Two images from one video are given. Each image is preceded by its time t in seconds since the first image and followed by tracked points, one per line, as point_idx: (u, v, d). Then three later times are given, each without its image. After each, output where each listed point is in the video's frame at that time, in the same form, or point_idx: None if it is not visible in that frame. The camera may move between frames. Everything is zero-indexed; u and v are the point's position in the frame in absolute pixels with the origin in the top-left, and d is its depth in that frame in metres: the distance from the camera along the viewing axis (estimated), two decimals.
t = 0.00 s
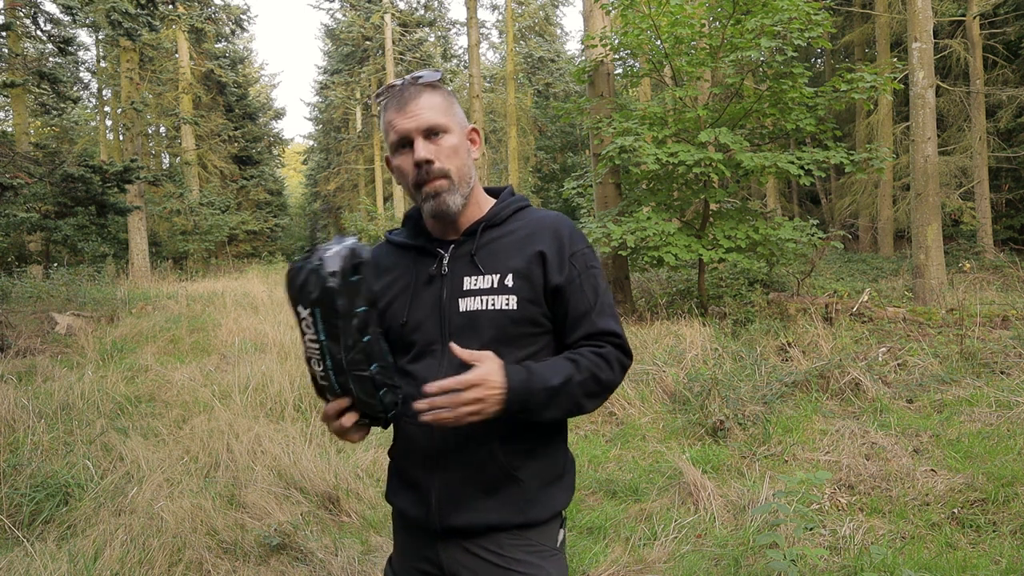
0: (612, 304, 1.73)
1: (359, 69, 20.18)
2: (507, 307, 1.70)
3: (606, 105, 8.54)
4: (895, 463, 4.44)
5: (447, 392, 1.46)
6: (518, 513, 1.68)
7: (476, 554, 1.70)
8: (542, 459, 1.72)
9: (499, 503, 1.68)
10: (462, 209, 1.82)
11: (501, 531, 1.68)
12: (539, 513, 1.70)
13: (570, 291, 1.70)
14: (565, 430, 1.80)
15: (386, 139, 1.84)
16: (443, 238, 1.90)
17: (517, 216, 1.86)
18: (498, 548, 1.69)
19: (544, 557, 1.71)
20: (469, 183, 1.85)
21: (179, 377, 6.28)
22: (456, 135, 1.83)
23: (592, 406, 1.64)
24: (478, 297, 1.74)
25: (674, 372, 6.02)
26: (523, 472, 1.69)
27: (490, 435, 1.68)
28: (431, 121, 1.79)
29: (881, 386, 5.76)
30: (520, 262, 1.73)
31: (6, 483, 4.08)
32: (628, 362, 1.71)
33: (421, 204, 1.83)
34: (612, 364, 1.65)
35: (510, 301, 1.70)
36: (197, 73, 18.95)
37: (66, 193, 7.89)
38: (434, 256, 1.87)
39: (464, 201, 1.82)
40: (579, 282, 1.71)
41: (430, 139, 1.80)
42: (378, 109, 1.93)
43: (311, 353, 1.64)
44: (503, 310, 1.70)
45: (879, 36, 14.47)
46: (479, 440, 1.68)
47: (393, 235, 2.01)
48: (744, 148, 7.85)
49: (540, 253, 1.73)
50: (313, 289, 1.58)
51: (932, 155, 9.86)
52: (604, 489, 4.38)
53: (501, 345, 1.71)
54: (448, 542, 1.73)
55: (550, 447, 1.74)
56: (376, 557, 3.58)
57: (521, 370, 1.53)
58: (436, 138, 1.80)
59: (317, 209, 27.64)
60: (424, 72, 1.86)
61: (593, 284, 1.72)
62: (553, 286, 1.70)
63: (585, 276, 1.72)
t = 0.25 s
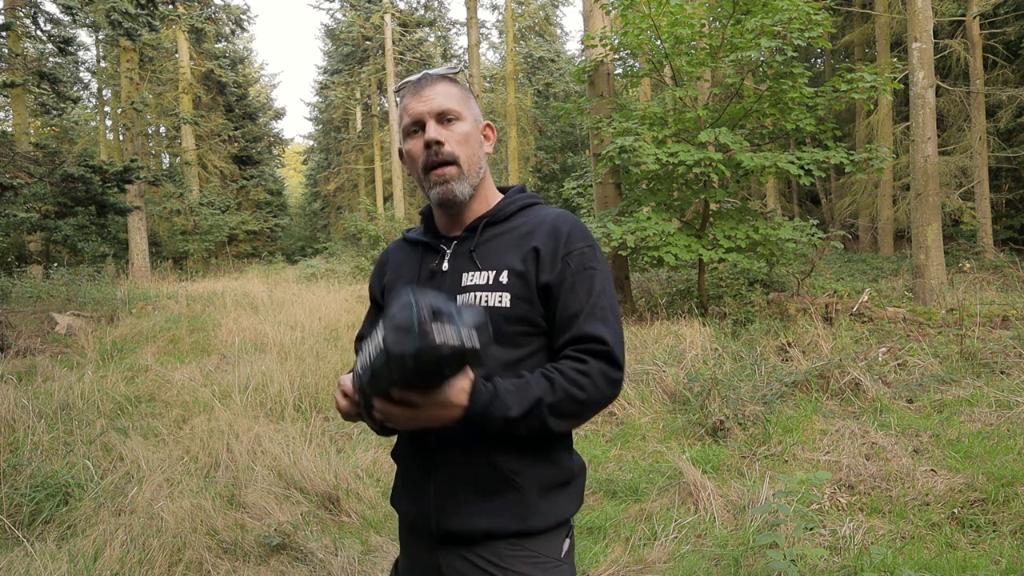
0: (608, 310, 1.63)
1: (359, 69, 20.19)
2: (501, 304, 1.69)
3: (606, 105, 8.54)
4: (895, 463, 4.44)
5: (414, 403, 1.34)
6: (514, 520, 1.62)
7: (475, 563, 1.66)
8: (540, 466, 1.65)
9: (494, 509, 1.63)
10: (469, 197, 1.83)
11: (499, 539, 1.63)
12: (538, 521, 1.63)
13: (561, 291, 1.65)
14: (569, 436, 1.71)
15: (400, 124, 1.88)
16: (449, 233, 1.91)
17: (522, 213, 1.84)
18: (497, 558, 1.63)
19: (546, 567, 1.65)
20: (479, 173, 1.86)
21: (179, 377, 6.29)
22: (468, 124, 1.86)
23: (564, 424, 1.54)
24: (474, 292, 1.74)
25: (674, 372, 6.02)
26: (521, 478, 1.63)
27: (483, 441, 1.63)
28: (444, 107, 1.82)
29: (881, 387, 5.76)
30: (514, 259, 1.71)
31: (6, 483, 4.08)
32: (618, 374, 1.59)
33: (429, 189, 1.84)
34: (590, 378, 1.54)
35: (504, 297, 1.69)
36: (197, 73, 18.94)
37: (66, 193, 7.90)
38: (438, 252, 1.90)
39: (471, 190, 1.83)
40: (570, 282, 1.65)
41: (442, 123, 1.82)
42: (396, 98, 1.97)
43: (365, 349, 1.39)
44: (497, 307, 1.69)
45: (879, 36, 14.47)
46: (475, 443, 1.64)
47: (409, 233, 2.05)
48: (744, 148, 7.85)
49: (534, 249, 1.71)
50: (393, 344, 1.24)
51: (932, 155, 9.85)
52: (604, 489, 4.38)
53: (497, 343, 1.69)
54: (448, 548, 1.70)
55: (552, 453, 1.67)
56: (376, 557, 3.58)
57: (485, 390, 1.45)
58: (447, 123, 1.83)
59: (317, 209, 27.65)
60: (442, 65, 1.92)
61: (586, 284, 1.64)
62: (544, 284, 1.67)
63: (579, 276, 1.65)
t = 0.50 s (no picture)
0: (619, 315, 1.69)
1: (359, 69, 20.18)
2: (506, 306, 1.68)
3: (606, 105, 8.54)
4: (895, 463, 4.44)
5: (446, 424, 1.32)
6: (516, 522, 1.63)
7: (476, 564, 1.66)
8: (545, 468, 1.66)
9: (497, 511, 1.63)
10: (470, 191, 1.83)
11: (500, 540, 1.63)
12: (541, 522, 1.64)
13: (571, 296, 1.67)
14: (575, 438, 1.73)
15: (405, 118, 1.89)
16: (452, 230, 1.91)
17: (526, 214, 1.84)
18: (498, 560, 1.64)
19: (547, 568, 1.66)
20: (481, 168, 1.86)
21: (178, 377, 6.28)
22: (471, 119, 1.86)
23: (580, 429, 1.61)
24: (479, 294, 1.73)
25: (674, 372, 6.02)
26: (524, 481, 1.63)
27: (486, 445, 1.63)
28: (447, 101, 1.82)
29: (881, 386, 5.76)
30: (520, 261, 1.72)
31: (6, 483, 4.08)
32: (630, 376, 1.67)
33: (429, 181, 1.84)
34: (607, 381, 1.62)
35: (510, 299, 1.68)
36: (197, 73, 18.94)
37: (66, 193, 7.89)
38: (441, 251, 1.89)
39: (473, 183, 1.83)
40: (581, 288, 1.68)
41: (445, 117, 1.83)
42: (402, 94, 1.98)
43: (397, 366, 1.33)
44: (503, 309, 1.68)
45: (879, 36, 14.47)
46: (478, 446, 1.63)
47: (411, 229, 2.04)
48: (744, 148, 7.85)
49: (541, 252, 1.71)
50: (439, 374, 1.19)
51: (932, 155, 9.86)
52: (604, 489, 4.38)
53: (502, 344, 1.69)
54: (449, 550, 1.70)
55: (556, 456, 1.68)
56: (376, 557, 3.58)
57: (510, 406, 1.46)
58: (450, 117, 1.83)
59: (317, 209, 27.65)
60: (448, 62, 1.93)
61: (598, 290, 1.68)
62: (555, 288, 1.68)
63: (589, 281, 1.68)
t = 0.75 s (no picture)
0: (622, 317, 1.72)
1: (359, 69, 20.18)
2: (510, 306, 1.69)
3: (606, 105, 8.54)
4: (895, 463, 4.44)
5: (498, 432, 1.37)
6: (520, 515, 1.63)
7: (477, 558, 1.66)
8: (549, 466, 1.66)
9: (500, 506, 1.63)
10: (472, 192, 1.82)
11: (502, 535, 1.64)
12: (543, 518, 1.65)
13: (577, 298, 1.68)
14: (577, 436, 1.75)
15: (404, 122, 1.89)
16: (452, 230, 1.90)
17: (528, 217, 1.85)
18: (501, 553, 1.64)
19: (549, 562, 1.66)
20: (482, 171, 1.86)
21: (178, 377, 6.28)
22: (471, 122, 1.86)
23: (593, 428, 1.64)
24: (482, 293, 1.73)
25: (674, 372, 6.01)
26: (528, 476, 1.63)
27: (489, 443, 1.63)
28: (448, 105, 1.83)
29: (881, 387, 5.76)
30: (525, 263, 1.72)
31: (6, 483, 4.08)
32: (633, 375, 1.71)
33: (431, 185, 1.84)
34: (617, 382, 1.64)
35: (514, 300, 1.69)
36: (197, 73, 18.93)
37: (66, 193, 7.89)
38: (442, 250, 1.88)
39: (475, 187, 1.83)
40: (587, 289, 1.69)
41: (445, 121, 1.83)
42: (400, 97, 1.99)
43: (451, 374, 1.38)
44: (507, 309, 1.69)
45: (880, 36, 14.47)
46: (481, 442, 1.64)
47: (408, 227, 2.03)
48: (744, 148, 7.85)
49: (545, 254, 1.72)
50: (515, 375, 1.28)
51: (932, 155, 9.85)
52: (604, 489, 4.38)
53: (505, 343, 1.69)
54: (449, 545, 1.70)
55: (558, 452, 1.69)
56: (376, 557, 3.58)
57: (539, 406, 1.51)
58: (451, 122, 1.84)
59: (317, 209, 27.65)
60: (447, 65, 1.93)
61: (602, 292, 1.70)
62: (561, 291, 1.69)
63: (594, 283, 1.70)
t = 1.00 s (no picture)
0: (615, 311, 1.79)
1: (359, 69, 20.17)
2: (512, 305, 1.71)
3: (606, 106, 8.54)
4: (895, 463, 4.44)
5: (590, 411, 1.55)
6: (518, 506, 1.69)
7: (477, 550, 1.71)
8: (545, 456, 1.73)
9: (501, 498, 1.69)
10: (469, 199, 1.83)
11: (502, 525, 1.70)
12: (539, 507, 1.71)
13: (578, 295, 1.72)
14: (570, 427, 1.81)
15: (396, 131, 1.89)
16: (448, 232, 1.91)
17: (524, 217, 1.87)
18: (500, 543, 1.70)
19: (544, 550, 1.73)
20: (476, 176, 1.87)
21: (178, 377, 6.28)
22: (463, 128, 1.88)
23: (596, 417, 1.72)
24: (483, 292, 1.74)
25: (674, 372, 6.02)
26: (526, 468, 1.69)
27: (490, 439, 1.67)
28: (440, 113, 1.84)
29: (881, 387, 5.76)
30: (525, 262, 1.74)
31: (6, 483, 4.08)
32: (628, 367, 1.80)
33: (427, 194, 1.84)
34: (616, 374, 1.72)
35: (516, 298, 1.72)
36: (197, 73, 18.92)
37: (66, 193, 7.89)
38: (438, 249, 1.87)
39: (471, 193, 1.84)
40: (587, 288, 1.74)
41: (438, 129, 1.84)
42: (389, 104, 1.98)
43: (556, 360, 1.50)
44: (509, 308, 1.72)
45: (879, 36, 14.48)
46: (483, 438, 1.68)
47: (398, 228, 2.01)
48: (744, 148, 7.85)
49: (544, 254, 1.75)
50: (636, 364, 1.47)
51: (932, 155, 9.85)
52: (604, 489, 4.38)
53: (506, 340, 1.72)
54: (448, 536, 1.74)
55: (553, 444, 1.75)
56: (376, 557, 3.58)
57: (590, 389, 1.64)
58: (443, 129, 1.85)
59: (317, 209, 27.64)
60: (434, 70, 1.93)
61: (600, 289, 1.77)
62: (562, 289, 1.72)
63: (593, 281, 1.75)
